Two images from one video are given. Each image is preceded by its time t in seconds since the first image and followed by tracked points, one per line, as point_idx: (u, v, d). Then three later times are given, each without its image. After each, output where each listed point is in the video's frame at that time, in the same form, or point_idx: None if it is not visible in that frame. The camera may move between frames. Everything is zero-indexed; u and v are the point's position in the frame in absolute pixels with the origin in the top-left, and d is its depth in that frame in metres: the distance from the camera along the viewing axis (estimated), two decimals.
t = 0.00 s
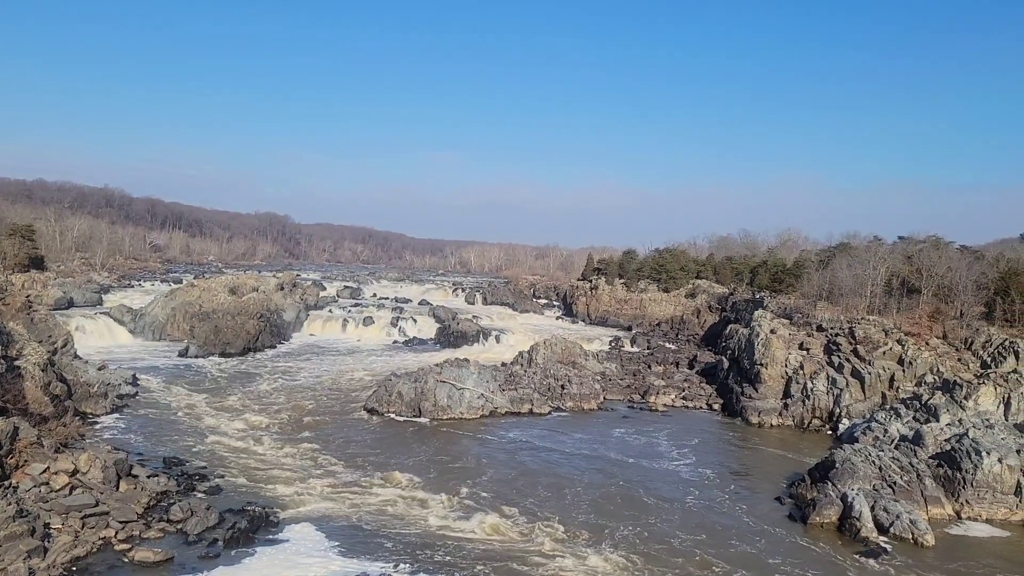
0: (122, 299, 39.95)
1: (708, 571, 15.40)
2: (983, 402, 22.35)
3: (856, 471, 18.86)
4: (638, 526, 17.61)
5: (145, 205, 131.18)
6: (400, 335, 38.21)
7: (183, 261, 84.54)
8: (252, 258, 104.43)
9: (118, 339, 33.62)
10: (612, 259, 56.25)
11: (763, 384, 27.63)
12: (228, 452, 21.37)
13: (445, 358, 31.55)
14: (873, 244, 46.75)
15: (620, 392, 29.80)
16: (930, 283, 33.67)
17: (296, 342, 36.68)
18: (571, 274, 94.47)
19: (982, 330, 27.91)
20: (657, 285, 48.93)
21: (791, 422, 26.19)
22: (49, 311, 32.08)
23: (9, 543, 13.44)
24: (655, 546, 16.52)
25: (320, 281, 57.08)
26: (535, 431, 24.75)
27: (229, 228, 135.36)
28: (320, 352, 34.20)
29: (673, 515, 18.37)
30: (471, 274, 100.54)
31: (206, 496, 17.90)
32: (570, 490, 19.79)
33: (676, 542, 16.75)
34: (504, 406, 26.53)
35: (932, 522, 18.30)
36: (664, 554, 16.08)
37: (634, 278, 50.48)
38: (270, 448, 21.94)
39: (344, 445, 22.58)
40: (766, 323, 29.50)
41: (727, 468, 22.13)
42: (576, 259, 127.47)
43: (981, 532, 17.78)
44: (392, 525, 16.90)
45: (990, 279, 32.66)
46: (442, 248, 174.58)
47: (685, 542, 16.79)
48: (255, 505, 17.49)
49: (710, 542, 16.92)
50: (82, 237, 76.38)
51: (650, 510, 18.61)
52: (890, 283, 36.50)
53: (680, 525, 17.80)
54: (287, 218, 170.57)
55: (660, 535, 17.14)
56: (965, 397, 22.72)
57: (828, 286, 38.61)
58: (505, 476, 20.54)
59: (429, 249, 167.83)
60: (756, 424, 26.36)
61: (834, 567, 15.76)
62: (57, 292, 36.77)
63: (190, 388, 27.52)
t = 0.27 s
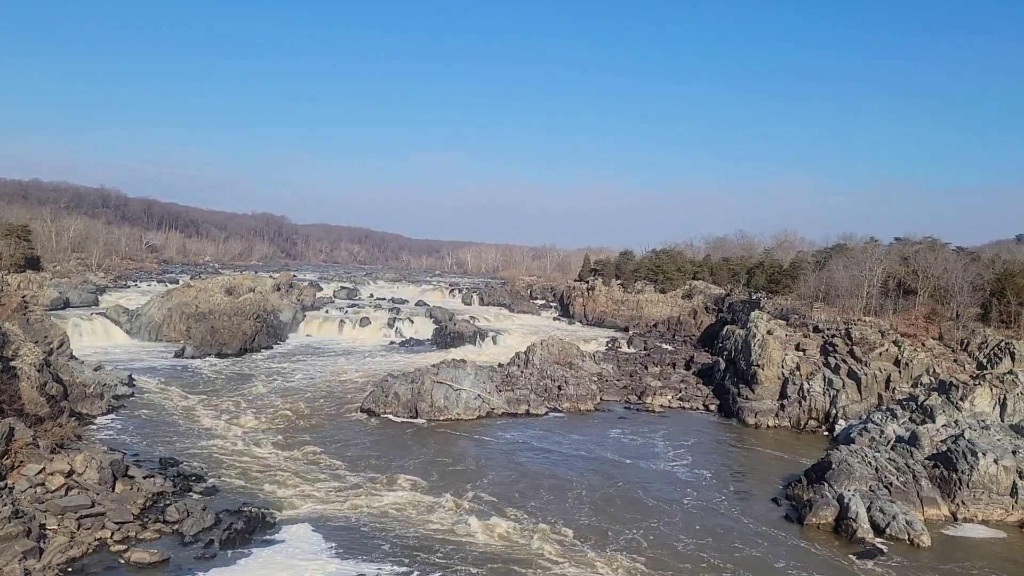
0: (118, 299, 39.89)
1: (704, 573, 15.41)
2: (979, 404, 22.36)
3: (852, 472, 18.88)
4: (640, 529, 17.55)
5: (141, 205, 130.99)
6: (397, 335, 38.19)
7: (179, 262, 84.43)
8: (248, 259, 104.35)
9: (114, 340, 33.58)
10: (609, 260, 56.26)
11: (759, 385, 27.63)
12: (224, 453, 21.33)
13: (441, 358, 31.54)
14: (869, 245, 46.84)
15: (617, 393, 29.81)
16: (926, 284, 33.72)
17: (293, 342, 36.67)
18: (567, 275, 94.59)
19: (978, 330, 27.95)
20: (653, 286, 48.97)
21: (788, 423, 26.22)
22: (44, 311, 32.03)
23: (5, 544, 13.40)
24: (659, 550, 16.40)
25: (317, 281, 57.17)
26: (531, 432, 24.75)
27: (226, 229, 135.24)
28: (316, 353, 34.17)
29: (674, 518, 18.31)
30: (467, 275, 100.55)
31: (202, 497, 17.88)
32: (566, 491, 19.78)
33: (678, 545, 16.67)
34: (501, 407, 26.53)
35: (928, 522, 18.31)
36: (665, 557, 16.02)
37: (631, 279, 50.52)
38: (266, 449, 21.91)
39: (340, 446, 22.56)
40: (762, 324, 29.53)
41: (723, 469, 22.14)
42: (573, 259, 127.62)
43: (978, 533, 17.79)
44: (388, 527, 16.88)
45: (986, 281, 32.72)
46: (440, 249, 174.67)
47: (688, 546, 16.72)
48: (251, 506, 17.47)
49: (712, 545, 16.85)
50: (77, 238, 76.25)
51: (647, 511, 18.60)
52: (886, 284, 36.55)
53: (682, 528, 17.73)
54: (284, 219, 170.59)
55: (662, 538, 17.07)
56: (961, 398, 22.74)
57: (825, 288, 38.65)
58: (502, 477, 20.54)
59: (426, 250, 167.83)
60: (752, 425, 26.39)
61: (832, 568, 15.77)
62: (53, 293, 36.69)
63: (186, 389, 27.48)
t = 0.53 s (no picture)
0: (115, 299, 39.85)
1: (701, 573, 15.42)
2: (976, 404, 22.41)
3: (849, 472, 18.90)
4: (644, 531, 17.48)
5: (139, 205, 130.84)
6: (395, 336, 38.18)
7: (177, 262, 84.35)
8: (246, 259, 104.32)
9: (111, 340, 33.54)
10: (607, 260, 56.29)
11: (757, 385, 27.65)
12: (222, 453, 21.31)
13: (439, 359, 31.54)
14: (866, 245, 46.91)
15: (614, 393, 29.82)
16: (924, 285, 33.78)
17: (291, 342, 36.65)
18: (565, 275, 94.65)
19: (975, 331, 27.99)
20: (651, 286, 48.99)
21: (786, 423, 26.25)
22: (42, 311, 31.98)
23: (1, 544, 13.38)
24: (656, 551, 16.41)
25: (314, 281, 57.18)
26: (529, 433, 24.76)
27: (224, 229, 135.13)
28: (314, 353, 34.17)
29: (676, 519, 18.26)
30: (465, 275, 100.55)
31: (200, 497, 17.86)
32: (564, 492, 19.80)
33: (682, 548, 16.60)
34: (499, 407, 26.54)
35: (925, 523, 18.34)
36: (662, 557, 16.04)
37: (629, 280, 50.55)
38: (263, 449, 21.89)
39: (338, 446, 22.55)
40: (760, 324, 29.57)
41: (720, 469, 22.16)
42: (571, 259, 127.69)
43: (975, 534, 17.81)
44: (386, 527, 16.88)
45: (983, 281, 32.78)
46: (438, 249, 174.73)
47: (692, 548, 16.64)
48: (249, 506, 17.46)
49: (716, 547, 16.78)
50: (75, 238, 76.14)
51: (645, 512, 18.62)
52: (884, 284, 36.60)
53: (685, 530, 17.66)
54: (282, 219, 170.55)
55: (665, 541, 17.00)
56: (959, 398, 22.78)
57: (822, 288, 38.70)
58: (500, 477, 20.55)
59: (424, 250, 167.84)
60: (750, 425, 26.42)
61: (830, 568, 15.78)
62: (50, 293, 36.64)
63: (184, 389, 27.45)
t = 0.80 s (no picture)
0: (113, 300, 39.81)
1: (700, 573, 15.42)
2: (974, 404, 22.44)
3: (848, 472, 18.91)
4: (649, 533, 17.35)
5: (136, 206, 130.68)
6: (393, 336, 38.18)
7: (174, 262, 84.31)
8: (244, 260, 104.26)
9: (109, 340, 33.51)
10: (605, 260, 56.32)
11: (755, 385, 27.68)
12: (220, 454, 21.29)
13: (438, 359, 31.54)
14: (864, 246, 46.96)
15: (613, 393, 29.83)
16: (921, 284, 33.83)
17: (289, 343, 36.64)
18: (563, 275, 94.76)
19: (973, 331, 28.03)
20: (649, 286, 49.02)
21: (784, 423, 26.27)
22: (39, 312, 31.94)
23: None
24: (655, 551, 16.42)
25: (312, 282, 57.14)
26: (527, 433, 24.76)
27: (222, 229, 135.03)
28: (313, 354, 34.15)
29: (675, 519, 18.26)
30: (463, 275, 100.59)
31: (198, 498, 17.85)
32: (562, 492, 19.80)
33: (681, 548, 16.60)
34: (497, 408, 26.54)
35: (923, 522, 18.36)
36: (661, 557, 16.04)
37: (627, 280, 50.59)
38: (261, 449, 21.90)
39: (336, 446, 22.53)
40: (758, 325, 29.60)
41: (719, 469, 22.17)
42: (569, 260, 127.83)
43: (973, 533, 17.83)
44: (384, 527, 16.88)
45: (981, 282, 32.84)
46: (435, 249, 174.86)
47: (697, 552, 16.46)
48: (247, 507, 17.45)
49: (720, 550, 16.60)
50: (72, 238, 76.04)
51: (644, 512, 18.62)
52: (882, 284, 36.65)
53: (689, 533, 17.51)
54: (280, 220, 170.52)
55: (668, 543, 16.87)
56: (957, 398, 22.81)
57: (820, 288, 38.74)
58: (498, 478, 20.54)
59: (422, 250, 167.85)
60: (748, 425, 26.44)
61: (828, 568, 15.78)
62: (48, 294, 36.60)
63: (182, 390, 27.43)
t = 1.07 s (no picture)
0: (111, 300, 39.79)
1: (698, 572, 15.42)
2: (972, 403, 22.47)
3: (846, 471, 18.91)
4: (648, 533, 17.35)
5: (135, 206, 130.57)
6: (392, 336, 38.17)
7: (172, 262, 84.27)
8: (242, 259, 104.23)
9: (107, 341, 33.49)
10: (603, 260, 56.33)
11: (754, 385, 27.69)
12: (218, 454, 21.29)
13: (436, 359, 31.54)
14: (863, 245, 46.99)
15: (612, 393, 29.84)
16: (920, 284, 33.86)
17: (287, 343, 36.63)
18: (561, 275, 94.83)
19: (972, 330, 28.06)
20: (648, 286, 49.03)
21: (782, 423, 26.29)
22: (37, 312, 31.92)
23: None
24: (654, 550, 16.42)
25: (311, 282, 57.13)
26: (525, 433, 24.77)
27: (220, 229, 134.97)
28: (311, 354, 34.15)
29: (674, 519, 18.27)
30: (462, 275, 100.57)
31: (197, 498, 17.84)
32: (561, 492, 19.79)
33: (679, 547, 16.61)
34: (496, 408, 26.54)
35: (922, 521, 18.37)
36: (660, 557, 16.04)
37: (626, 280, 50.60)
38: (260, 449, 21.90)
39: (334, 446, 22.52)
40: (757, 324, 29.63)
41: (718, 468, 22.18)
42: (567, 259, 127.89)
43: (971, 532, 17.85)
44: (383, 527, 16.88)
45: (979, 281, 32.88)
46: (434, 249, 174.94)
47: (699, 552, 16.38)
48: (246, 507, 17.44)
49: (726, 553, 16.45)
50: (70, 238, 75.98)
51: (642, 512, 18.62)
52: (880, 284, 36.68)
53: (692, 534, 17.39)
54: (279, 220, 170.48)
55: (673, 545, 16.75)
56: (955, 397, 22.84)
57: (819, 288, 38.76)
58: (497, 477, 20.54)
59: (421, 250, 167.84)
60: (747, 425, 26.45)
61: (827, 568, 15.78)
62: (46, 294, 36.58)
63: (180, 390, 27.42)
